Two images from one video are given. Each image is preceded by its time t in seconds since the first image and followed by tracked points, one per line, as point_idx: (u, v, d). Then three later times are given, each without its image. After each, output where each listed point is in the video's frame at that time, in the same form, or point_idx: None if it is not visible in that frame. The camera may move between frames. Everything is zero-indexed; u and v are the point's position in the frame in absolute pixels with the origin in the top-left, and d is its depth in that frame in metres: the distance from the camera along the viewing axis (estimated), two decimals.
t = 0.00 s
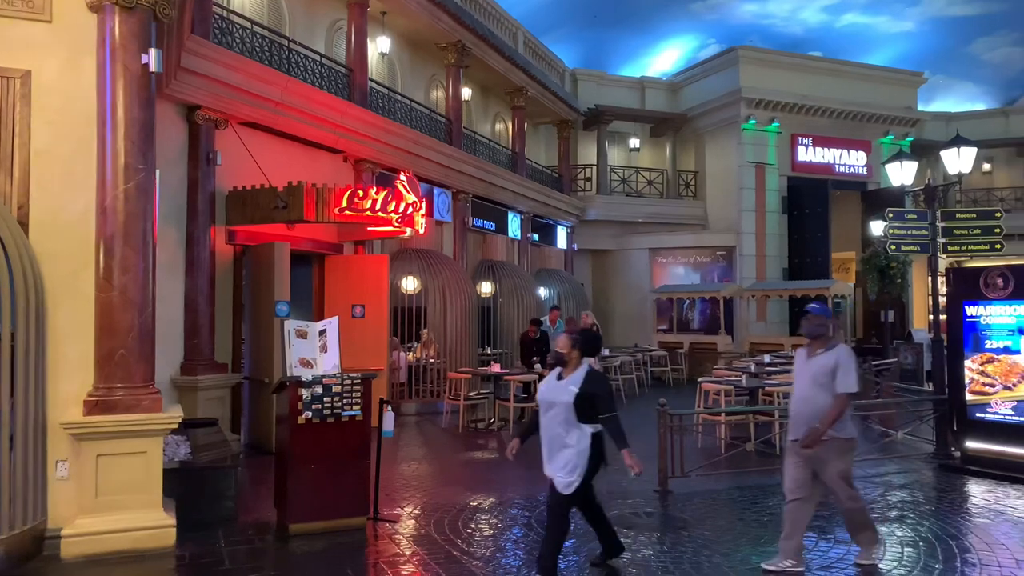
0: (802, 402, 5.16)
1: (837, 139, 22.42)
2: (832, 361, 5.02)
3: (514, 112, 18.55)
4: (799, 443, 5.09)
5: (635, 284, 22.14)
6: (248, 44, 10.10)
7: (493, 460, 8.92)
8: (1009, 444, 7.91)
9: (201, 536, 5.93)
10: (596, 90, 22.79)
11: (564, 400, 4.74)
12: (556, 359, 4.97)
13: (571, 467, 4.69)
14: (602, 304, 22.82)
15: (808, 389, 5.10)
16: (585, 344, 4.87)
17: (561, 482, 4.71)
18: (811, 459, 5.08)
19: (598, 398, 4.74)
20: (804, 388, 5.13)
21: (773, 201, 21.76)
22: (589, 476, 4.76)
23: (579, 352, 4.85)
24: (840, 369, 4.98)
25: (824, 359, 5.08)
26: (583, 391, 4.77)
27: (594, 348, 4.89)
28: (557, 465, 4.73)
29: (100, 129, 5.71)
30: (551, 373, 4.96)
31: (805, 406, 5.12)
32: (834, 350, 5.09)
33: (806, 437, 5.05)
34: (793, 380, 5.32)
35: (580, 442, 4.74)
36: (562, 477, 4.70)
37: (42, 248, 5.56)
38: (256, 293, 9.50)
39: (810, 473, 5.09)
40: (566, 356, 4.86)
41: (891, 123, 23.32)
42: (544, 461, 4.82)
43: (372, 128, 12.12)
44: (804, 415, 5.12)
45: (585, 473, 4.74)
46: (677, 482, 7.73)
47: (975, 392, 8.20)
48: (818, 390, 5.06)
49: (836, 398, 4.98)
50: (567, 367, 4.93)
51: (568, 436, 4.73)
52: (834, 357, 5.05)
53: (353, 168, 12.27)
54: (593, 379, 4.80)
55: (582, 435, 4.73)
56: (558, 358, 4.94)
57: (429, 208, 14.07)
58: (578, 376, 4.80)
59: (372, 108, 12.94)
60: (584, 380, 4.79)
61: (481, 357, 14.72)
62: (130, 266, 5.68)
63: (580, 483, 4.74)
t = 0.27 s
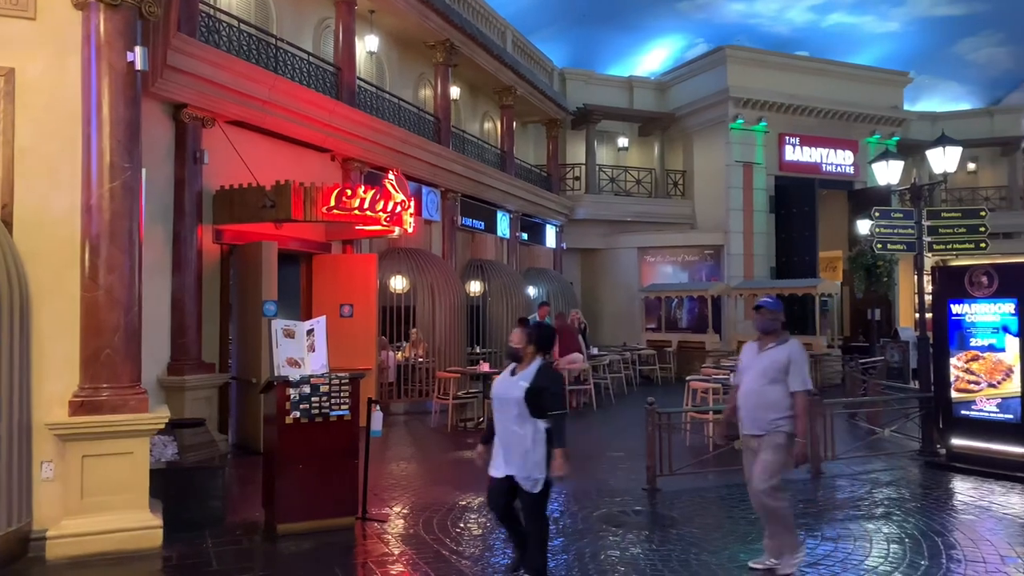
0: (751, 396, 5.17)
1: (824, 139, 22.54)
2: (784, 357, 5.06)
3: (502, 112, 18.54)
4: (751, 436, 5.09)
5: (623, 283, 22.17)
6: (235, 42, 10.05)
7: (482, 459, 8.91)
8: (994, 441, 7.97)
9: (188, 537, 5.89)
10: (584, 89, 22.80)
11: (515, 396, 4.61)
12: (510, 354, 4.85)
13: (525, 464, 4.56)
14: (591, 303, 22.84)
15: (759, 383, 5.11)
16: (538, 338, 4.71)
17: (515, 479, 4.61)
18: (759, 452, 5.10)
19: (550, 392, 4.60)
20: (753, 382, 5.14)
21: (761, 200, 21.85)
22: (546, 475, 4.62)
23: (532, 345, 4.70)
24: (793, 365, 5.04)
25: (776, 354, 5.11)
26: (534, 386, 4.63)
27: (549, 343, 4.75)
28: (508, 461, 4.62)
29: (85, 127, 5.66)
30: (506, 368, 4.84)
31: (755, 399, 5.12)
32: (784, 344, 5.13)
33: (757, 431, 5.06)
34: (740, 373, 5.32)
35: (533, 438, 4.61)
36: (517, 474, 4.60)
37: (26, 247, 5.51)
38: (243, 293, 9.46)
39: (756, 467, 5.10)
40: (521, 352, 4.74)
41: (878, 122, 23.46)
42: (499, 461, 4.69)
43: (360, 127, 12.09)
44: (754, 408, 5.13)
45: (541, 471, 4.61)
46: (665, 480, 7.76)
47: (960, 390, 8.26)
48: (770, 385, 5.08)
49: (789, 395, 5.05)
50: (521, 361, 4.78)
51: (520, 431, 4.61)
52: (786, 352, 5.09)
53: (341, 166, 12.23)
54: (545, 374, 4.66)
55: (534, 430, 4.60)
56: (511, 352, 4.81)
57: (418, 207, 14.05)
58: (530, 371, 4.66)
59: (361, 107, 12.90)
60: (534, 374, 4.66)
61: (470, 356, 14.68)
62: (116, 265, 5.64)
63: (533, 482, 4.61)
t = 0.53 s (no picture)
0: (699, 403, 4.97)
1: (811, 139, 22.65)
2: (735, 364, 4.91)
3: (491, 111, 18.54)
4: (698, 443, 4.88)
5: (611, 282, 22.22)
6: (221, 41, 9.99)
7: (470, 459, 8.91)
8: (979, 439, 8.04)
9: (175, 538, 5.86)
10: (573, 89, 22.81)
11: (456, 401, 4.35)
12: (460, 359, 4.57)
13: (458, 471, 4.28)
14: (580, 303, 22.88)
15: (708, 389, 4.92)
16: (485, 341, 4.45)
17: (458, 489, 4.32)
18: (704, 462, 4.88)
19: (492, 397, 4.30)
20: (702, 389, 4.95)
21: (748, 200, 21.96)
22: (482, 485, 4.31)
23: (478, 350, 4.45)
24: (744, 374, 4.88)
25: (727, 360, 4.94)
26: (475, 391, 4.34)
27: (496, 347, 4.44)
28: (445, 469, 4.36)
29: (70, 126, 5.62)
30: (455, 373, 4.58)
31: (703, 406, 4.92)
32: (735, 352, 4.97)
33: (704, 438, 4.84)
34: (688, 379, 5.14)
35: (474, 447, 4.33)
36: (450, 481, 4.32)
37: (10, 247, 5.46)
38: (230, 292, 9.41)
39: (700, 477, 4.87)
40: (466, 356, 4.47)
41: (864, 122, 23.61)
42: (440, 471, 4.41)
43: (347, 126, 12.05)
44: (702, 416, 4.93)
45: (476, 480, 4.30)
46: (653, 479, 7.77)
47: (945, 388, 8.33)
48: (720, 392, 4.89)
49: (740, 403, 4.88)
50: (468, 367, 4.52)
51: (459, 438, 4.35)
52: (737, 359, 4.93)
53: (328, 166, 12.20)
54: (488, 379, 4.36)
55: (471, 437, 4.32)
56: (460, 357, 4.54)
57: (406, 206, 14.02)
58: (473, 375, 4.39)
59: (348, 106, 12.87)
60: (477, 378, 4.38)
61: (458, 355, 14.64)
62: (101, 265, 5.60)
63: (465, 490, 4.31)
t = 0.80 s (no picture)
0: (650, 400, 5.24)
1: (798, 141, 22.77)
2: (683, 363, 5.14)
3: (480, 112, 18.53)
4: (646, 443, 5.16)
5: (600, 284, 22.25)
6: (209, 41, 9.94)
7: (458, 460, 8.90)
8: (964, 439, 8.10)
9: (161, 541, 5.82)
10: (562, 90, 22.83)
11: (405, 400, 4.18)
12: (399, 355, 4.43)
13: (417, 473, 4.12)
14: (569, 304, 22.90)
15: (656, 389, 5.18)
16: (431, 336, 4.32)
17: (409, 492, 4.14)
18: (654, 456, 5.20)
19: (444, 393, 4.18)
20: (652, 386, 5.21)
21: (736, 201, 22.04)
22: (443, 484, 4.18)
23: (423, 345, 4.31)
24: (691, 372, 5.11)
25: (676, 359, 5.18)
26: (426, 387, 4.20)
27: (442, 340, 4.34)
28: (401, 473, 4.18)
29: (55, 126, 5.58)
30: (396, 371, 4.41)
31: (652, 405, 5.20)
32: (684, 351, 5.19)
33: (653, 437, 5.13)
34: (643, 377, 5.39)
35: (425, 446, 4.17)
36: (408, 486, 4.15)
37: None
38: (218, 293, 9.37)
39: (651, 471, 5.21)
40: (412, 352, 4.31)
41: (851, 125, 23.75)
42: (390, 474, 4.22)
43: (336, 127, 12.02)
44: (651, 412, 5.20)
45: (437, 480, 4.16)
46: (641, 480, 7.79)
47: (931, 389, 8.38)
48: (668, 390, 5.15)
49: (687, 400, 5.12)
50: (412, 364, 4.36)
51: (412, 440, 4.20)
52: (685, 358, 5.16)
53: (316, 166, 12.16)
54: (438, 373, 4.23)
55: (427, 437, 4.18)
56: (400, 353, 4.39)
57: (394, 208, 13.99)
58: (421, 372, 4.24)
59: (337, 107, 12.83)
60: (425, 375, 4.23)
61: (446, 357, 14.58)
62: (87, 266, 5.56)
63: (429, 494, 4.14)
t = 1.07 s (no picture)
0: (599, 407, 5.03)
1: (785, 145, 22.90)
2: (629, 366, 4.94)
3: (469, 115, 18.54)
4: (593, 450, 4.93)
5: (589, 286, 22.29)
6: (197, 42, 9.91)
7: (446, 463, 8.89)
8: (949, 442, 8.16)
9: (148, 544, 5.79)
10: (551, 93, 22.87)
11: (360, 417, 3.91)
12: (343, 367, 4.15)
13: (366, 491, 3.89)
14: (558, 306, 22.94)
15: (604, 395, 4.98)
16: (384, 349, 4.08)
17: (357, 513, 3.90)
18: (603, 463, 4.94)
19: (401, 410, 3.95)
20: (601, 392, 5.02)
21: (724, 205, 22.15)
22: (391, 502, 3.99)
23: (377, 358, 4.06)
24: (636, 375, 4.89)
25: (623, 363, 4.99)
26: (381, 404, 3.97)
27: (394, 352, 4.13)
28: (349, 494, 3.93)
29: (41, 127, 5.54)
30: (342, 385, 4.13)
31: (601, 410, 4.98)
32: (633, 355, 5.00)
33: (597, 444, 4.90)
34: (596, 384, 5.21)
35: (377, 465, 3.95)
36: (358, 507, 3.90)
37: None
38: (205, 294, 9.33)
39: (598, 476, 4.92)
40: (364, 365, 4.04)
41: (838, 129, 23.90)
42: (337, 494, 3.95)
43: (324, 129, 11.99)
44: (599, 419, 4.99)
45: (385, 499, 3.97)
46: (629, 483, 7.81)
47: (916, 392, 8.43)
48: (615, 395, 4.95)
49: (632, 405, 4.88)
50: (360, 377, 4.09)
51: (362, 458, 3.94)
52: (633, 362, 4.96)
53: (305, 168, 12.13)
54: (394, 388, 4.01)
55: (378, 456, 3.94)
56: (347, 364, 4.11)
57: (383, 210, 13.97)
58: (375, 387, 3.99)
59: (325, 108, 12.80)
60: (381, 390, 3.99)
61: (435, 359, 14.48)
62: (73, 268, 5.53)
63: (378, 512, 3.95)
